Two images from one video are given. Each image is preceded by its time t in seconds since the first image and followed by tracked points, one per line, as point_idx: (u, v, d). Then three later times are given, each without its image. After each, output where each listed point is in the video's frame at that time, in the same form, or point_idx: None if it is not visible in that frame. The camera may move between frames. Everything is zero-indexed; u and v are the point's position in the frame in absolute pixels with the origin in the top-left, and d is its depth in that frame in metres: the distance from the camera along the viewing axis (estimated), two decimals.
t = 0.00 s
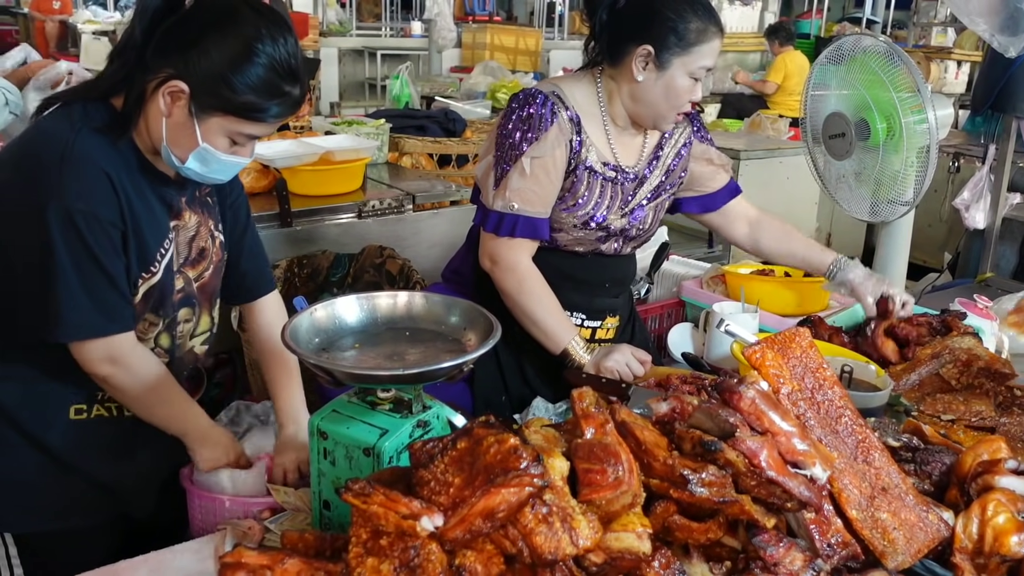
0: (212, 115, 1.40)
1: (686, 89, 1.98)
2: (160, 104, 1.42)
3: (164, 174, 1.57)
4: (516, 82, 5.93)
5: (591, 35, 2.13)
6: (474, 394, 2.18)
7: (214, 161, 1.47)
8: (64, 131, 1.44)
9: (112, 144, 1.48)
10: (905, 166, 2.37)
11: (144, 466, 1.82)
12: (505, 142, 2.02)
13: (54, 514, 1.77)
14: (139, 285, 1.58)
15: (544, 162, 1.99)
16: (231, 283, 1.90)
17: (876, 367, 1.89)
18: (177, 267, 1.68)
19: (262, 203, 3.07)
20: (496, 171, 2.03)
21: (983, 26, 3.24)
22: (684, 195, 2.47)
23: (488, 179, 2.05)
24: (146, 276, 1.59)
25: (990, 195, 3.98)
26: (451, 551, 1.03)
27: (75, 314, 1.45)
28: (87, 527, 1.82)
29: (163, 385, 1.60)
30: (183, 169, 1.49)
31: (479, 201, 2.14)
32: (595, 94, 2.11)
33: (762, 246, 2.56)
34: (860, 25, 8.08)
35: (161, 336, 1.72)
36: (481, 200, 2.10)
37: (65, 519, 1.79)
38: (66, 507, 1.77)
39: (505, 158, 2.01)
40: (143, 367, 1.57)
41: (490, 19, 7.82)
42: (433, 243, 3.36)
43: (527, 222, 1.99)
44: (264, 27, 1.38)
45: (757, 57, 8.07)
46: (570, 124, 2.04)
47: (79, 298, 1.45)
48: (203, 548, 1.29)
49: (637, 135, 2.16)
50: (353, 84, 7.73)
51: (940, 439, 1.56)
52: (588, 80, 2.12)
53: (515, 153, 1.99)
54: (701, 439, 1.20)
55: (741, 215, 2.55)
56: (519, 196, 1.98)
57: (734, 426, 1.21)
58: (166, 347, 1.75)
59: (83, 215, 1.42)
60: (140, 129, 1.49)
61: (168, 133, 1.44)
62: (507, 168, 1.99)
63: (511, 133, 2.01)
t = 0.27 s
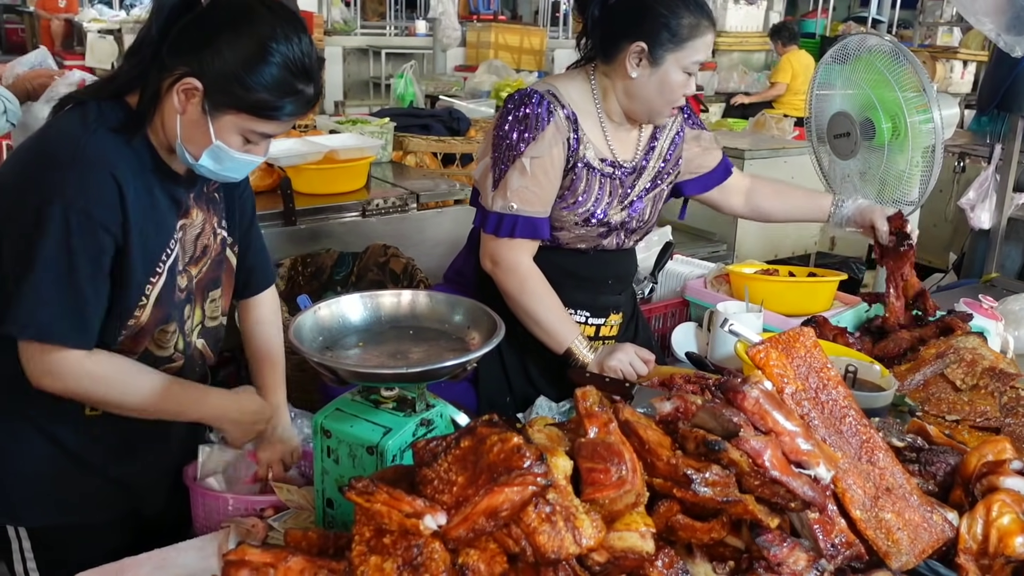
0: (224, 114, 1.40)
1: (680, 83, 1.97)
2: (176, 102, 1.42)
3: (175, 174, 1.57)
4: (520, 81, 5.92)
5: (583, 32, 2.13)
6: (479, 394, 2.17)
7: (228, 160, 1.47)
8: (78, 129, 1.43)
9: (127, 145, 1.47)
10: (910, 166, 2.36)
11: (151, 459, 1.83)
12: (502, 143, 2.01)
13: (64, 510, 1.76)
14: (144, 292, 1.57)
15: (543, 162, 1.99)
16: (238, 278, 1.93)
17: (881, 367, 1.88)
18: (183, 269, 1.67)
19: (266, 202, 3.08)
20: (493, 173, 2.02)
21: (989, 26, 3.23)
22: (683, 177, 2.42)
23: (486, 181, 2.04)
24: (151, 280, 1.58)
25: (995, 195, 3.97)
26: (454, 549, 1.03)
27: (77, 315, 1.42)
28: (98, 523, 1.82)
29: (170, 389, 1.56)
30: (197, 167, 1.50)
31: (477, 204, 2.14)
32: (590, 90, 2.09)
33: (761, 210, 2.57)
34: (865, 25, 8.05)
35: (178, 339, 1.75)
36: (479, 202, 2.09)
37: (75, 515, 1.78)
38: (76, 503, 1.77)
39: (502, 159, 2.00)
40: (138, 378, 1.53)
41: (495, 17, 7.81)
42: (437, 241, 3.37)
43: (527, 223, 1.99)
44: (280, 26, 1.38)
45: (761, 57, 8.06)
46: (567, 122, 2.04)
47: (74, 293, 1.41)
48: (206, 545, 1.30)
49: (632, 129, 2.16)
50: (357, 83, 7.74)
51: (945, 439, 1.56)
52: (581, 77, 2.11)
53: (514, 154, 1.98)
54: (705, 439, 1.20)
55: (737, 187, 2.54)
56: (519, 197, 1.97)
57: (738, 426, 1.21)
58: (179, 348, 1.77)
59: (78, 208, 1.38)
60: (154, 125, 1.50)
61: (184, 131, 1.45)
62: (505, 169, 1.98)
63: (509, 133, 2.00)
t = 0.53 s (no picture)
0: (212, 103, 1.37)
1: (673, 78, 1.98)
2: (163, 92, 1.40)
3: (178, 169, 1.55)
4: (523, 79, 5.92)
5: (574, 27, 2.12)
6: (482, 393, 2.17)
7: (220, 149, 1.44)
8: (79, 134, 1.41)
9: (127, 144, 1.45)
10: (915, 166, 2.35)
11: (153, 461, 1.79)
12: (500, 144, 2.01)
13: (66, 506, 1.76)
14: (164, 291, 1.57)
15: (541, 161, 1.98)
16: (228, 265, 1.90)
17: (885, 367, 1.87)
18: (194, 260, 1.66)
19: (270, 200, 3.08)
20: (491, 174, 2.02)
21: (994, 26, 3.22)
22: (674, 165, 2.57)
23: (484, 182, 2.04)
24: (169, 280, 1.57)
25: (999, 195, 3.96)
26: (458, 548, 1.03)
27: (108, 318, 1.40)
28: (101, 520, 1.81)
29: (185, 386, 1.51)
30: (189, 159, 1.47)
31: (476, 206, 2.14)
32: (583, 87, 2.09)
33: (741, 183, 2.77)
34: (868, 24, 8.05)
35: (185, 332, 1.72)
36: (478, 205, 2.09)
37: (76, 511, 1.78)
38: (78, 500, 1.76)
39: (500, 160, 2.00)
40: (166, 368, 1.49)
41: (497, 16, 7.81)
42: (440, 239, 3.37)
43: (526, 222, 1.98)
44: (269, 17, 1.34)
45: (764, 56, 8.05)
46: (563, 120, 2.03)
47: (107, 296, 1.39)
48: (210, 543, 1.30)
49: (625, 123, 2.16)
50: (360, 82, 7.75)
51: (949, 440, 1.55)
52: (573, 74, 2.10)
53: (511, 154, 1.98)
54: (709, 438, 1.20)
55: (720, 169, 2.71)
56: (517, 198, 1.97)
57: (743, 426, 1.20)
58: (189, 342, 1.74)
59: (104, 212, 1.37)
60: (148, 119, 1.47)
61: (173, 121, 1.42)
62: (503, 170, 1.98)
63: (505, 134, 2.00)
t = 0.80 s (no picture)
0: (178, 81, 1.36)
1: (676, 77, 2.00)
2: (135, 76, 1.39)
3: (164, 159, 1.54)
4: (526, 78, 5.91)
5: (574, 23, 2.11)
6: (486, 393, 2.17)
7: (193, 133, 1.42)
8: (57, 131, 1.40)
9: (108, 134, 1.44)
10: (918, 166, 2.34)
11: (158, 457, 1.80)
12: (502, 145, 2.00)
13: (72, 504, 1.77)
14: (156, 287, 1.55)
15: (544, 162, 1.97)
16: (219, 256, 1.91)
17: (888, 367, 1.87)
18: (187, 254, 1.63)
19: (272, 197, 3.07)
20: (493, 176, 2.01)
21: (999, 27, 3.22)
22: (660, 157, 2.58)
23: (486, 184, 2.04)
24: (162, 271, 1.55)
25: (1003, 196, 3.96)
26: (461, 547, 1.03)
27: (87, 317, 1.39)
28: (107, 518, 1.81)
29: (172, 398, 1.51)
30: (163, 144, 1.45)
31: (478, 207, 2.13)
32: (583, 86, 2.08)
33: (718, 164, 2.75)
34: (872, 25, 8.04)
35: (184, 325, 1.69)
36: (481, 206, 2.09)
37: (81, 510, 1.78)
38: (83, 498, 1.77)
39: (503, 161, 1.99)
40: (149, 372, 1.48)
41: (501, 14, 7.81)
42: (442, 238, 3.37)
43: (529, 223, 1.98)
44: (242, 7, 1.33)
45: (768, 56, 8.05)
46: (565, 120, 2.02)
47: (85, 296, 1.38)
48: (212, 539, 1.30)
49: (625, 120, 2.16)
50: (363, 79, 7.75)
51: (952, 441, 1.55)
52: (573, 72, 2.10)
53: (514, 155, 1.97)
54: (712, 438, 1.19)
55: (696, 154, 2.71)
56: (520, 199, 1.97)
57: (746, 426, 1.20)
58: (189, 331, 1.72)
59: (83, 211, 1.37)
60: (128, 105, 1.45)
61: (146, 104, 1.41)
62: (506, 170, 1.98)
63: (507, 135, 2.00)
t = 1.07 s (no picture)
0: (132, 59, 1.33)
1: (674, 76, 2.01)
2: (93, 60, 1.37)
3: (130, 146, 1.52)
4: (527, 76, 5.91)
5: (575, 20, 2.11)
6: (483, 391, 2.17)
7: (153, 113, 1.39)
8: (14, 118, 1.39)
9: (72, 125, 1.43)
10: (918, 166, 2.35)
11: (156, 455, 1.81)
12: (498, 145, 2.00)
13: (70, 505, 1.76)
14: (115, 281, 1.52)
15: (540, 162, 1.97)
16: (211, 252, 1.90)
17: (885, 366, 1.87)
18: (164, 249, 1.61)
19: (271, 195, 3.07)
20: (491, 175, 2.00)
21: (1000, 25, 3.21)
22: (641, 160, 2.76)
23: (483, 184, 2.03)
24: (126, 266, 1.53)
25: (1003, 195, 3.95)
26: (456, 545, 1.03)
27: None
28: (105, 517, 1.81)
29: (158, 404, 1.53)
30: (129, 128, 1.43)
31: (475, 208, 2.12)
32: (580, 83, 2.08)
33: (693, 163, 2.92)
34: (874, 24, 8.03)
35: (168, 321, 1.68)
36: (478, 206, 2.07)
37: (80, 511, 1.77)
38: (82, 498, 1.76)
39: (500, 161, 1.98)
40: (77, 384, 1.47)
41: (502, 12, 7.79)
42: (441, 236, 3.37)
43: (528, 223, 1.97)
44: None
45: (769, 54, 8.03)
46: (561, 118, 2.02)
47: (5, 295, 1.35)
48: (209, 537, 1.30)
49: (621, 117, 2.16)
50: (364, 77, 7.74)
51: (951, 440, 1.55)
52: (571, 70, 2.10)
53: (511, 155, 1.96)
54: (709, 436, 1.19)
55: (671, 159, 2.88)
56: (517, 199, 1.95)
57: (743, 424, 1.20)
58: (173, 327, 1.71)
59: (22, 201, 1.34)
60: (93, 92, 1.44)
61: (107, 89, 1.39)
62: (503, 170, 1.97)
63: (503, 134, 1.99)
